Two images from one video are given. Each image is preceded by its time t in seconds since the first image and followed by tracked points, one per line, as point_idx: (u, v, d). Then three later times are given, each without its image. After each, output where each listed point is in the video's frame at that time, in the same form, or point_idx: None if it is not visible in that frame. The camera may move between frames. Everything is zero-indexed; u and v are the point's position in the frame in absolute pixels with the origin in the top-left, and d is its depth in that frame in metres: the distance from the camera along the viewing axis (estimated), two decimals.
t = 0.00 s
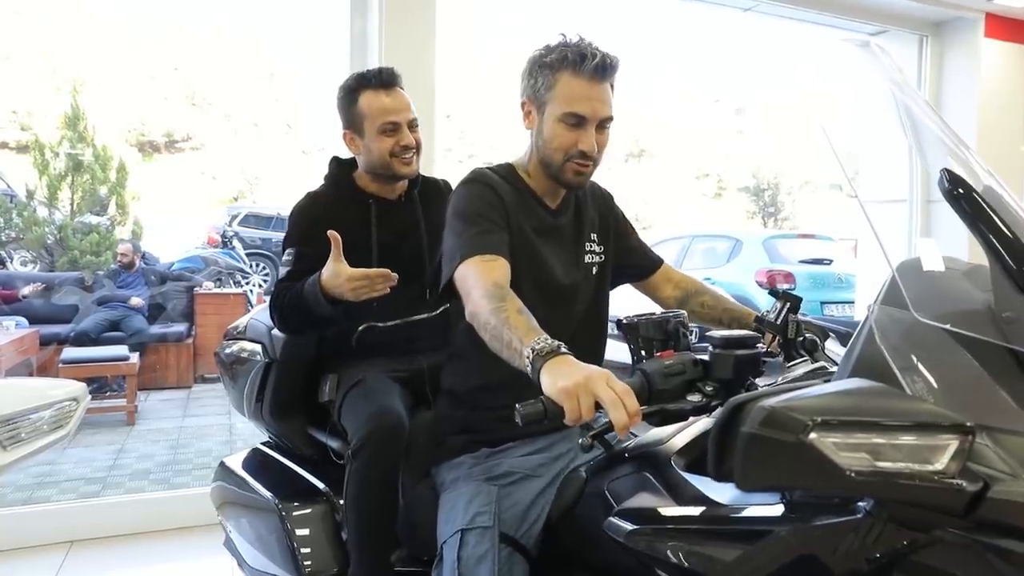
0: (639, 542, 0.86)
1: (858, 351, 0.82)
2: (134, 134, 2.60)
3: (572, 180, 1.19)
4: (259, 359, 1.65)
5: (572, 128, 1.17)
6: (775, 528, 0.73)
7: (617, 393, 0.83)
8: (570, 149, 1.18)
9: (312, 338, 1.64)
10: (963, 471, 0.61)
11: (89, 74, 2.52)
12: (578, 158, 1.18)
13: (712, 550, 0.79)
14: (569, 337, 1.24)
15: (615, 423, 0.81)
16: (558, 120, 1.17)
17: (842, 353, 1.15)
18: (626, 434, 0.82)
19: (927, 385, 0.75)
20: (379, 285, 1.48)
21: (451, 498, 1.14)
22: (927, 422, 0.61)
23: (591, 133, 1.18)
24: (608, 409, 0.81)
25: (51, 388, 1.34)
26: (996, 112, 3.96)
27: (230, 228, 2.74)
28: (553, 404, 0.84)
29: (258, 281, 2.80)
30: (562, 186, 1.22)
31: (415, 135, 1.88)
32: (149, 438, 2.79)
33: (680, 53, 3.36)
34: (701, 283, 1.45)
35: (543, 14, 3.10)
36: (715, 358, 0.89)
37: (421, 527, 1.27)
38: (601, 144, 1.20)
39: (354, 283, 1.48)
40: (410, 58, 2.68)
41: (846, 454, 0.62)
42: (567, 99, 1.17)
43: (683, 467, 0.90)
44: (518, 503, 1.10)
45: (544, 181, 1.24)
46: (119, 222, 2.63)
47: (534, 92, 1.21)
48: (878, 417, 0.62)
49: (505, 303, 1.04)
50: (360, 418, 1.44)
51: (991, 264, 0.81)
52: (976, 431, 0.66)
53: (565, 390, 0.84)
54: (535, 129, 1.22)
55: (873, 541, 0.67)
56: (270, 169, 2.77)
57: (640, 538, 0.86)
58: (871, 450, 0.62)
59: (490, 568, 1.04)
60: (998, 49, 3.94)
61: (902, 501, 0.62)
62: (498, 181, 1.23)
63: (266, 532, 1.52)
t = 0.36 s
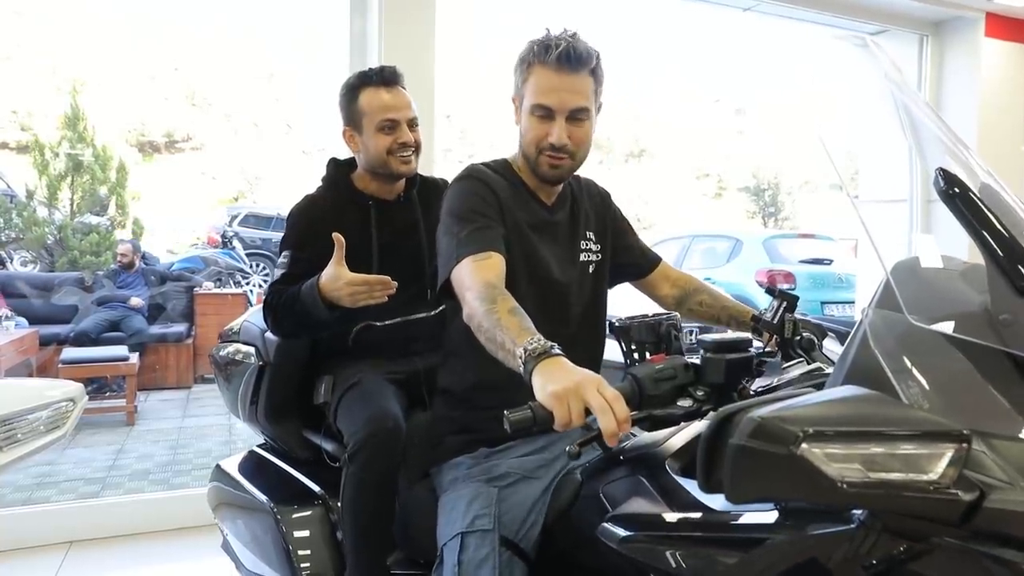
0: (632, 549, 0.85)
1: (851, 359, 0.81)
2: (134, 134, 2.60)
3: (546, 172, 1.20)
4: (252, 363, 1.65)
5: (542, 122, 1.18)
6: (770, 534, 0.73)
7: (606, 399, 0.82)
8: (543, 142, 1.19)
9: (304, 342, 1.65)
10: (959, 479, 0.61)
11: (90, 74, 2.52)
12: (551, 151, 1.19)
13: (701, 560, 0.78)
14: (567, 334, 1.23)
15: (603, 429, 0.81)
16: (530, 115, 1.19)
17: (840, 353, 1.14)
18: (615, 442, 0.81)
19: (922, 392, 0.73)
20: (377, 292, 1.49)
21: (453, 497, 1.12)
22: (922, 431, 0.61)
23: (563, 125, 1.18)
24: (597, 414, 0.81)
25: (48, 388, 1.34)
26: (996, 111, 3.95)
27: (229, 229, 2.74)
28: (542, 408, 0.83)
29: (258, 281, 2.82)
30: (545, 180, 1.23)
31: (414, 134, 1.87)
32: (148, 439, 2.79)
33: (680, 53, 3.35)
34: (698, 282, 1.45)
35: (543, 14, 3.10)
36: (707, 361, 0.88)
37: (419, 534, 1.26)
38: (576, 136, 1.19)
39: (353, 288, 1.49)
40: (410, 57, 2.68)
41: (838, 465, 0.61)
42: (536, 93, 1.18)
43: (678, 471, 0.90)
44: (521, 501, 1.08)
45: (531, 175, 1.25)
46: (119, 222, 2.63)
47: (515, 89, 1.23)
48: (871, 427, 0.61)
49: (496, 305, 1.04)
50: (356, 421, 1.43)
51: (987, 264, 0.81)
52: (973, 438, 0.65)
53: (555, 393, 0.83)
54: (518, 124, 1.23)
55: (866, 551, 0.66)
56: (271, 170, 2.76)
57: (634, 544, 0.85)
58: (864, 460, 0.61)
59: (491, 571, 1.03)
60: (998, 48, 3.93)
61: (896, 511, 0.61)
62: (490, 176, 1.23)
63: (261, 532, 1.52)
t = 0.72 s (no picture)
0: (636, 545, 0.84)
1: (855, 356, 0.81)
2: (135, 134, 2.59)
3: (522, 176, 1.22)
4: (256, 360, 1.64)
5: (514, 126, 1.20)
6: (771, 530, 0.73)
7: (611, 393, 0.82)
8: (517, 146, 1.21)
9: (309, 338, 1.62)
10: (964, 473, 0.61)
11: (91, 75, 2.52)
12: (524, 153, 1.20)
13: (700, 555, 0.78)
14: (566, 336, 1.23)
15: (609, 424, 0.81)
16: (506, 121, 1.22)
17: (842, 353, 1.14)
18: (620, 435, 0.81)
19: (927, 387, 0.73)
20: (378, 291, 1.50)
21: (451, 498, 1.12)
22: (928, 424, 0.61)
23: (533, 128, 1.19)
24: (603, 409, 0.80)
25: (46, 387, 1.34)
26: (996, 111, 3.95)
27: (230, 229, 2.74)
28: (547, 403, 0.83)
29: (258, 281, 2.82)
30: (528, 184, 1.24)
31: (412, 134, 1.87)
32: (148, 439, 2.79)
33: (680, 53, 3.35)
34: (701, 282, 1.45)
35: (543, 14, 3.09)
36: (712, 358, 0.88)
37: (422, 529, 1.27)
38: (548, 138, 1.19)
39: (353, 286, 1.50)
40: (410, 57, 2.67)
41: (843, 456, 0.61)
42: (508, 98, 1.20)
43: (682, 467, 0.90)
44: (521, 502, 1.09)
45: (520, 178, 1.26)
46: (119, 222, 2.63)
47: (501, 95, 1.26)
48: (876, 418, 0.61)
49: (499, 304, 1.03)
50: (359, 419, 1.43)
51: (992, 263, 0.80)
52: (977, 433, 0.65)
53: (560, 388, 0.83)
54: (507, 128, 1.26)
55: (871, 545, 0.66)
56: (271, 169, 2.76)
57: (636, 541, 0.84)
58: (868, 452, 0.61)
59: (488, 570, 1.03)
60: (998, 48, 3.93)
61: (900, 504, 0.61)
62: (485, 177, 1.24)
63: (262, 532, 1.52)
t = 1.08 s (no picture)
0: (643, 537, 0.84)
1: (864, 351, 0.81)
2: (135, 135, 2.59)
3: (522, 181, 1.22)
4: (263, 356, 1.65)
5: (514, 132, 1.21)
6: (777, 522, 0.73)
7: (622, 386, 0.83)
8: (518, 152, 1.21)
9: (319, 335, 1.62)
10: (971, 463, 0.61)
11: (91, 76, 2.52)
12: (524, 159, 1.21)
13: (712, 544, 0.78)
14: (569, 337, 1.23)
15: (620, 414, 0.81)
16: (506, 127, 1.22)
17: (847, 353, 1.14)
18: (633, 426, 0.82)
19: (935, 380, 0.73)
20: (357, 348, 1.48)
21: (454, 497, 1.13)
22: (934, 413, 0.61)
23: (533, 135, 1.19)
24: (614, 400, 0.81)
25: (43, 389, 1.33)
26: (996, 111, 3.95)
27: (230, 229, 2.74)
28: (560, 396, 0.83)
29: (259, 282, 2.83)
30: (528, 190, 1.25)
31: (408, 119, 1.87)
32: (148, 440, 2.78)
33: (679, 55, 3.36)
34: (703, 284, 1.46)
35: (543, 14, 3.09)
36: (722, 352, 0.88)
37: (424, 526, 1.28)
38: (548, 144, 1.20)
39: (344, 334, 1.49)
40: (410, 58, 2.68)
41: (853, 443, 0.61)
42: (508, 104, 1.21)
43: (689, 463, 0.91)
44: (524, 500, 1.10)
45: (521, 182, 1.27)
46: (119, 223, 2.62)
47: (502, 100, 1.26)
48: (884, 406, 0.61)
49: (508, 304, 1.03)
50: (363, 416, 1.43)
51: (999, 263, 0.81)
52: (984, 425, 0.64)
53: (572, 381, 0.83)
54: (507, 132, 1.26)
55: (879, 536, 0.66)
56: (271, 170, 2.76)
57: (645, 533, 0.84)
58: (877, 440, 0.61)
59: (492, 569, 1.02)
60: (998, 48, 3.93)
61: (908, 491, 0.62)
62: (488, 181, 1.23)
63: (265, 532, 1.52)
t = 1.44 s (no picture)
0: (647, 536, 0.84)
1: (868, 351, 0.81)
2: (135, 135, 2.59)
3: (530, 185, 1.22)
4: (267, 356, 1.63)
5: (521, 136, 1.21)
6: (782, 521, 0.73)
7: (629, 385, 0.82)
8: (525, 155, 1.21)
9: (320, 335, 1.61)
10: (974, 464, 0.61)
11: (92, 76, 2.52)
12: (531, 163, 1.20)
13: (711, 544, 0.78)
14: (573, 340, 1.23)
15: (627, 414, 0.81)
16: (513, 131, 1.22)
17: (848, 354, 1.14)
18: (640, 426, 0.82)
19: (938, 381, 0.74)
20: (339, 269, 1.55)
21: (461, 500, 1.13)
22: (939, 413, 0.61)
23: (541, 138, 1.20)
24: (621, 399, 0.81)
25: (43, 389, 1.34)
26: (996, 111, 3.95)
27: (230, 229, 2.74)
28: (567, 395, 0.83)
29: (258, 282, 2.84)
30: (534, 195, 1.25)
31: (408, 118, 1.89)
32: (148, 439, 2.79)
33: (679, 55, 3.36)
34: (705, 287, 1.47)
35: (544, 14, 3.09)
36: (728, 353, 0.88)
37: (422, 526, 1.26)
38: (556, 149, 1.20)
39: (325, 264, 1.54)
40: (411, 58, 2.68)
41: (859, 442, 0.61)
42: (516, 108, 1.20)
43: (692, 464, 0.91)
44: (533, 503, 1.09)
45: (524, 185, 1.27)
46: (119, 222, 2.62)
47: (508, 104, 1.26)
48: (891, 406, 0.61)
49: (512, 306, 1.03)
50: (367, 414, 1.43)
51: (1003, 269, 0.79)
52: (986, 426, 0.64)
53: (579, 380, 0.83)
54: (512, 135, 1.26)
55: (884, 535, 0.66)
56: (272, 170, 2.76)
57: (647, 533, 0.84)
58: (883, 440, 0.61)
59: (503, 571, 1.03)
60: (998, 48, 3.93)
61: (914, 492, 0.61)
62: (492, 184, 1.24)
63: (266, 532, 1.52)
